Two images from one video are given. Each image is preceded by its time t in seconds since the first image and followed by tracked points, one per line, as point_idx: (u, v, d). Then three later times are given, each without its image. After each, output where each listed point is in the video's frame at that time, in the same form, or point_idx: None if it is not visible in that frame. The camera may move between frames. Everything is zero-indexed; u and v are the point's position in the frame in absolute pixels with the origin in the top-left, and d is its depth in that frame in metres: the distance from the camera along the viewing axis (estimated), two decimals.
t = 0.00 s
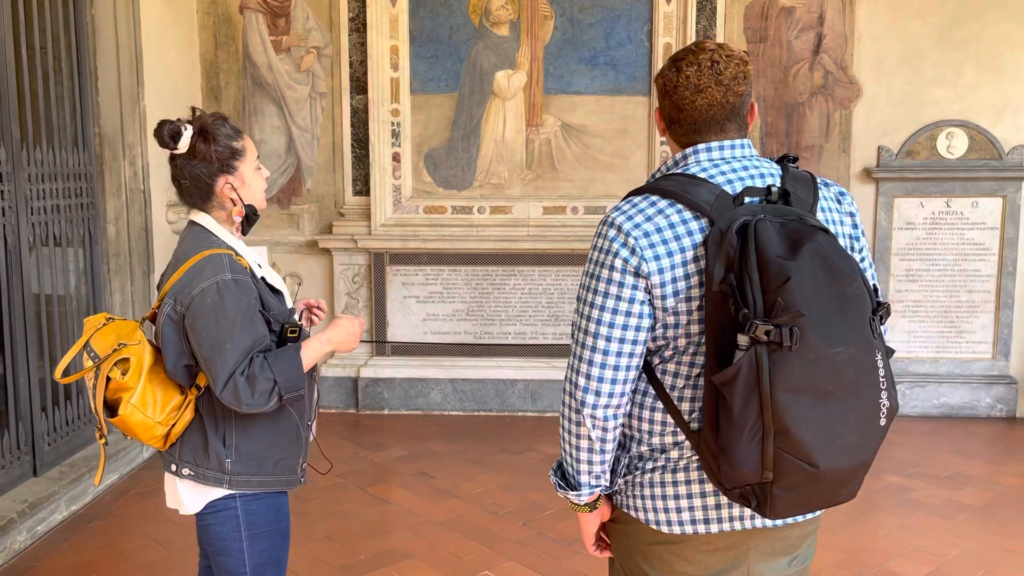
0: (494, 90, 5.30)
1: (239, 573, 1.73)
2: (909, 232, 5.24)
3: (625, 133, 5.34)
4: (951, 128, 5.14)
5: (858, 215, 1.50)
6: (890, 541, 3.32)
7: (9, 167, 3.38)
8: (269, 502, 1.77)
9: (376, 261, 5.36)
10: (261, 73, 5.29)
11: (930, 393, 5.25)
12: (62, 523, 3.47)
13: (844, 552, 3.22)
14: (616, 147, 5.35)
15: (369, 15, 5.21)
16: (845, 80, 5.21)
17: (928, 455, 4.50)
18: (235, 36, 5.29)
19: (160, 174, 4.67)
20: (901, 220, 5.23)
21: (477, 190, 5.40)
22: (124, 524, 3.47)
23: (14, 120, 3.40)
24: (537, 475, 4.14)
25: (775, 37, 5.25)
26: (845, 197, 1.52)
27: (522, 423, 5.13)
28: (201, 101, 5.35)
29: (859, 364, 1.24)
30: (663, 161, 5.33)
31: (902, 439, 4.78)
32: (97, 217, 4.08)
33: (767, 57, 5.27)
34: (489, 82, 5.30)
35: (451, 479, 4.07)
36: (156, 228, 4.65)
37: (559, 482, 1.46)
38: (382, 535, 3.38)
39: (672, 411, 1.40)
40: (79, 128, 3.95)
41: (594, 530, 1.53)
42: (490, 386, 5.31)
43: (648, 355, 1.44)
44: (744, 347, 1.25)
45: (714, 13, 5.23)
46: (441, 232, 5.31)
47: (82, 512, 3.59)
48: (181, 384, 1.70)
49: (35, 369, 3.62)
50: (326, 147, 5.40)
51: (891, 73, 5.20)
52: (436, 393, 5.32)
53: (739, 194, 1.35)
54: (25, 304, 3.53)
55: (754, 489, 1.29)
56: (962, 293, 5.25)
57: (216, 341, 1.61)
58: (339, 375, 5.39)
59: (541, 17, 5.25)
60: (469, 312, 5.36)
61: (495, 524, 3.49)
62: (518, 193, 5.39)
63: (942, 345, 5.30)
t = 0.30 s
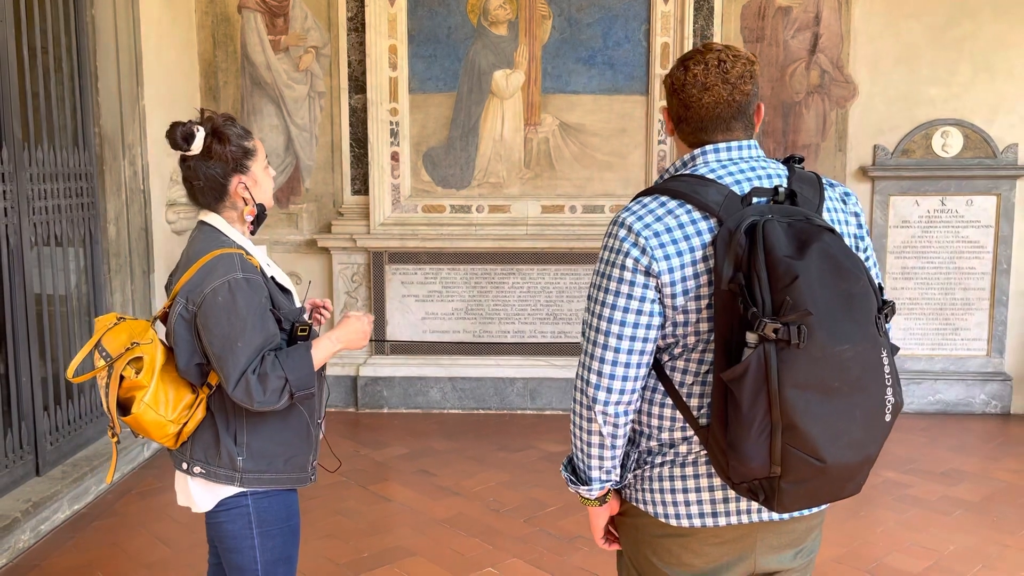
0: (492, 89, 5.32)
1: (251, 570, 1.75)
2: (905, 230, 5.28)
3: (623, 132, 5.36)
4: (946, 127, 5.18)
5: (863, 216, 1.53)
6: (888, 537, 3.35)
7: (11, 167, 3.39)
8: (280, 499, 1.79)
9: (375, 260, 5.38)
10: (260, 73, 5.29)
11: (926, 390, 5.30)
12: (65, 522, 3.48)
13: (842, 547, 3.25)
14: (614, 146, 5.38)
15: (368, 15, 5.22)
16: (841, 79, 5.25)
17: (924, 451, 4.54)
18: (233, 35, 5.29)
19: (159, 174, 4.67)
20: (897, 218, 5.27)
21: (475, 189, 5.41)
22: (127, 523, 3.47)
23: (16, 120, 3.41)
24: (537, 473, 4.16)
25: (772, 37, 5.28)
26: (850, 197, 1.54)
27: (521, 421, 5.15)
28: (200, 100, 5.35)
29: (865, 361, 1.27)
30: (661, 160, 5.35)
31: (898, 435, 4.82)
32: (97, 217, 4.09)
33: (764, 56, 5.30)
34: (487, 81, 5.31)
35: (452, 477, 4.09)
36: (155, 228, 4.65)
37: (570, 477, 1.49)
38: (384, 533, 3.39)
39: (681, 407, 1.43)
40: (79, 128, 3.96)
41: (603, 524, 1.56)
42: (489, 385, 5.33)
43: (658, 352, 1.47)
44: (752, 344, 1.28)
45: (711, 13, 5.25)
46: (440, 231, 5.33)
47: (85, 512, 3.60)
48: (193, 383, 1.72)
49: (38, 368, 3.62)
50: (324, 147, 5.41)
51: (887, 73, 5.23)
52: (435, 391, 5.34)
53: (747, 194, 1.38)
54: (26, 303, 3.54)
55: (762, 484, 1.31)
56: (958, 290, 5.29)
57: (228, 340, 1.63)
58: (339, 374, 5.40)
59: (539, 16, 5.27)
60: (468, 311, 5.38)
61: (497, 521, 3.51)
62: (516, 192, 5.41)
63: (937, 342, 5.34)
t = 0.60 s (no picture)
0: (489, 88, 5.33)
1: (259, 565, 1.76)
2: (900, 227, 5.31)
3: (620, 130, 5.38)
4: (940, 125, 5.21)
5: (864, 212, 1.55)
6: (885, 531, 3.38)
7: (11, 166, 3.39)
8: (287, 494, 1.80)
9: (373, 258, 5.38)
10: (257, 71, 5.30)
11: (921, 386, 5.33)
12: (66, 520, 3.49)
13: (840, 542, 3.28)
14: (611, 144, 5.40)
15: (365, 14, 5.23)
16: (836, 77, 5.27)
17: (920, 446, 4.57)
18: (230, 34, 5.29)
19: (157, 173, 4.67)
20: (892, 215, 5.30)
21: (472, 188, 5.42)
22: (127, 521, 3.48)
23: (15, 119, 3.41)
24: (535, 469, 4.18)
25: (768, 36, 5.31)
26: (851, 193, 1.56)
27: (518, 418, 5.17)
28: (197, 99, 5.35)
29: (867, 354, 1.28)
30: (657, 158, 5.37)
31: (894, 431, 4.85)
32: (96, 216, 4.10)
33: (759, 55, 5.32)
34: (485, 80, 5.33)
35: (451, 474, 4.10)
36: (153, 227, 4.65)
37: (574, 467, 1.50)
38: (384, 530, 3.41)
39: (685, 399, 1.45)
40: (77, 127, 3.96)
41: (605, 514, 1.57)
42: (487, 382, 5.34)
43: (661, 345, 1.49)
44: (756, 337, 1.29)
45: (708, 12, 5.27)
46: (438, 230, 5.34)
47: (85, 510, 3.61)
48: (201, 380, 1.73)
49: (37, 366, 3.63)
50: (322, 145, 5.41)
51: (881, 71, 5.26)
52: (433, 389, 5.35)
53: (751, 190, 1.40)
54: (26, 302, 3.54)
55: (764, 474, 1.33)
56: (952, 287, 5.32)
57: (237, 336, 1.65)
58: (337, 373, 5.41)
59: (536, 15, 5.28)
60: (466, 308, 5.40)
61: (497, 517, 3.53)
62: (513, 191, 5.42)
63: (932, 338, 5.38)
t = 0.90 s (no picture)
0: (485, 87, 5.34)
1: (259, 564, 1.77)
2: (894, 226, 5.33)
3: (615, 129, 5.39)
4: (934, 124, 5.24)
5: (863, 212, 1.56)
6: (880, 528, 3.40)
7: (7, 166, 3.39)
8: (287, 494, 1.81)
9: (369, 258, 5.39)
10: (252, 71, 5.29)
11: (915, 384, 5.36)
12: (62, 521, 3.49)
13: (836, 539, 3.30)
14: (606, 144, 5.41)
15: (360, 14, 5.23)
16: (831, 77, 5.30)
17: (914, 444, 4.60)
18: (225, 34, 5.29)
19: (153, 173, 4.67)
20: (886, 214, 5.32)
21: (468, 187, 5.43)
22: (125, 521, 3.48)
23: (11, 120, 3.41)
24: (532, 469, 4.19)
25: (762, 36, 5.32)
26: (850, 193, 1.58)
27: (515, 417, 5.18)
28: (193, 99, 5.34)
29: (862, 353, 1.30)
30: (652, 158, 5.39)
31: (889, 429, 4.87)
32: (91, 216, 4.10)
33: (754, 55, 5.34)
34: (480, 79, 5.33)
35: (448, 473, 4.11)
36: (149, 227, 4.64)
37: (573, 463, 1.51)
38: (382, 529, 3.41)
39: (683, 396, 1.46)
40: (73, 128, 3.97)
41: (604, 510, 1.60)
42: (483, 381, 5.35)
43: (660, 342, 1.50)
44: (753, 335, 1.31)
45: (702, 12, 5.29)
46: (434, 230, 5.35)
47: (81, 510, 3.61)
48: (202, 380, 1.74)
49: (33, 367, 3.63)
50: (317, 145, 5.41)
51: (876, 71, 5.29)
52: (429, 388, 5.36)
53: (749, 189, 1.41)
54: (23, 303, 3.54)
55: (760, 471, 1.35)
56: (946, 286, 5.35)
57: (238, 336, 1.65)
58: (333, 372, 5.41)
59: (531, 15, 5.29)
60: (462, 308, 5.40)
61: (495, 516, 3.54)
62: (509, 190, 5.43)
63: (926, 337, 5.41)
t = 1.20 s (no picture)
0: (480, 88, 5.34)
1: (256, 567, 1.76)
2: (889, 227, 5.34)
3: (611, 130, 5.40)
4: (929, 125, 5.25)
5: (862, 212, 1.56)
6: (876, 529, 3.41)
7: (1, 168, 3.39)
8: (284, 497, 1.80)
9: (364, 259, 5.38)
10: (247, 73, 5.29)
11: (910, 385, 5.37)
12: (58, 523, 3.48)
13: (832, 540, 3.30)
14: (601, 144, 5.41)
15: (355, 15, 5.23)
16: (826, 78, 5.31)
17: (909, 444, 4.61)
18: (221, 35, 5.28)
19: (148, 175, 4.66)
20: (881, 215, 5.34)
21: (464, 189, 5.43)
22: (120, 523, 3.47)
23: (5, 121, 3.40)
24: (528, 470, 4.18)
25: (757, 37, 5.33)
26: (847, 194, 1.58)
27: (511, 418, 5.18)
28: (188, 101, 5.33)
29: (856, 353, 1.29)
30: (648, 159, 5.39)
31: (884, 430, 4.88)
32: (85, 218, 4.10)
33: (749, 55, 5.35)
34: (476, 80, 5.33)
35: (444, 475, 4.11)
36: (144, 229, 4.63)
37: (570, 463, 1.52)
38: (378, 530, 3.41)
39: (679, 397, 1.46)
40: (68, 130, 3.96)
41: (602, 510, 1.61)
42: (479, 383, 5.35)
43: (656, 343, 1.50)
44: (746, 336, 1.31)
45: (698, 13, 5.30)
46: (430, 231, 5.34)
47: (77, 513, 3.60)
48: (197, 381, 1.73)
49: (28, 369, 3.62)
50: (313, 147, 5.41)
51: (870, 72, 5.30)
52: (425, 390, 5.35)
53: (744, 190, 1.41)
54: (18, 305, 3.53)
55: (755, 472, 1.35)
56: (941, 286, 5.36)
57: (233, 337, 1.65)
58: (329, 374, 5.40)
59: (527, 16, 5.29)
60: (458, 309, 5.40)
61: (491, 518, 3.54)
62: (504, 191, 5.43)
63: (921, 337, 5.42)
